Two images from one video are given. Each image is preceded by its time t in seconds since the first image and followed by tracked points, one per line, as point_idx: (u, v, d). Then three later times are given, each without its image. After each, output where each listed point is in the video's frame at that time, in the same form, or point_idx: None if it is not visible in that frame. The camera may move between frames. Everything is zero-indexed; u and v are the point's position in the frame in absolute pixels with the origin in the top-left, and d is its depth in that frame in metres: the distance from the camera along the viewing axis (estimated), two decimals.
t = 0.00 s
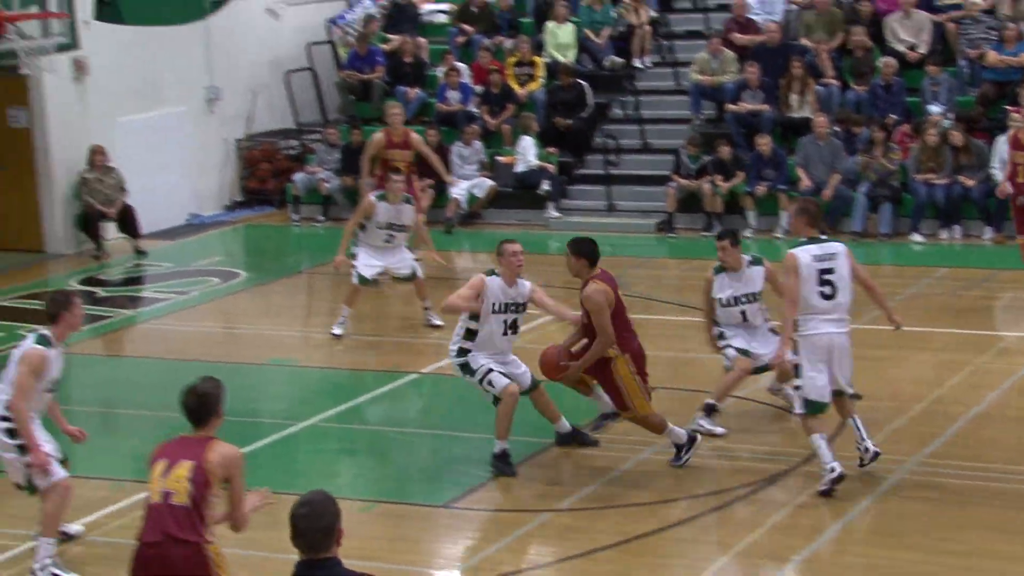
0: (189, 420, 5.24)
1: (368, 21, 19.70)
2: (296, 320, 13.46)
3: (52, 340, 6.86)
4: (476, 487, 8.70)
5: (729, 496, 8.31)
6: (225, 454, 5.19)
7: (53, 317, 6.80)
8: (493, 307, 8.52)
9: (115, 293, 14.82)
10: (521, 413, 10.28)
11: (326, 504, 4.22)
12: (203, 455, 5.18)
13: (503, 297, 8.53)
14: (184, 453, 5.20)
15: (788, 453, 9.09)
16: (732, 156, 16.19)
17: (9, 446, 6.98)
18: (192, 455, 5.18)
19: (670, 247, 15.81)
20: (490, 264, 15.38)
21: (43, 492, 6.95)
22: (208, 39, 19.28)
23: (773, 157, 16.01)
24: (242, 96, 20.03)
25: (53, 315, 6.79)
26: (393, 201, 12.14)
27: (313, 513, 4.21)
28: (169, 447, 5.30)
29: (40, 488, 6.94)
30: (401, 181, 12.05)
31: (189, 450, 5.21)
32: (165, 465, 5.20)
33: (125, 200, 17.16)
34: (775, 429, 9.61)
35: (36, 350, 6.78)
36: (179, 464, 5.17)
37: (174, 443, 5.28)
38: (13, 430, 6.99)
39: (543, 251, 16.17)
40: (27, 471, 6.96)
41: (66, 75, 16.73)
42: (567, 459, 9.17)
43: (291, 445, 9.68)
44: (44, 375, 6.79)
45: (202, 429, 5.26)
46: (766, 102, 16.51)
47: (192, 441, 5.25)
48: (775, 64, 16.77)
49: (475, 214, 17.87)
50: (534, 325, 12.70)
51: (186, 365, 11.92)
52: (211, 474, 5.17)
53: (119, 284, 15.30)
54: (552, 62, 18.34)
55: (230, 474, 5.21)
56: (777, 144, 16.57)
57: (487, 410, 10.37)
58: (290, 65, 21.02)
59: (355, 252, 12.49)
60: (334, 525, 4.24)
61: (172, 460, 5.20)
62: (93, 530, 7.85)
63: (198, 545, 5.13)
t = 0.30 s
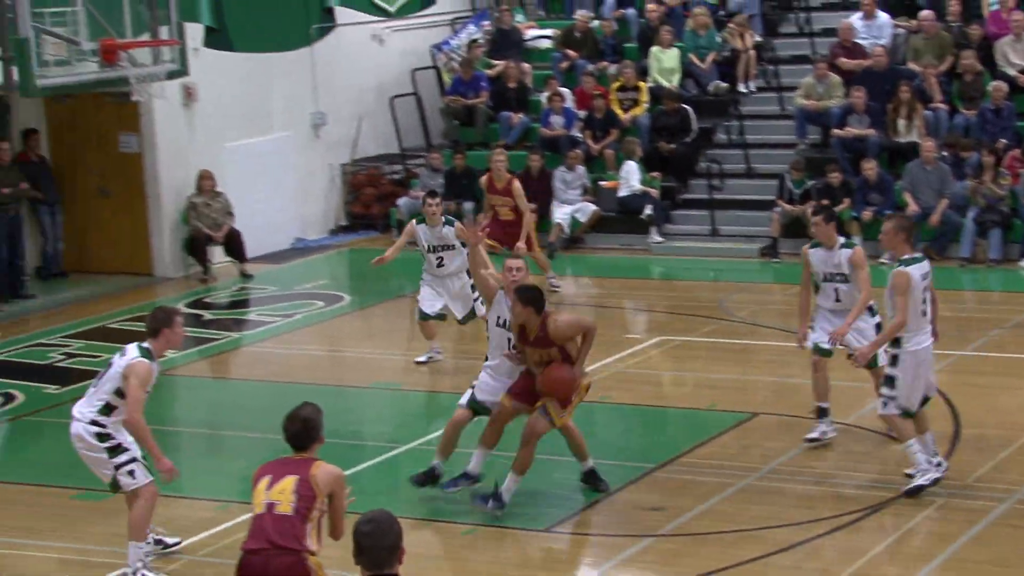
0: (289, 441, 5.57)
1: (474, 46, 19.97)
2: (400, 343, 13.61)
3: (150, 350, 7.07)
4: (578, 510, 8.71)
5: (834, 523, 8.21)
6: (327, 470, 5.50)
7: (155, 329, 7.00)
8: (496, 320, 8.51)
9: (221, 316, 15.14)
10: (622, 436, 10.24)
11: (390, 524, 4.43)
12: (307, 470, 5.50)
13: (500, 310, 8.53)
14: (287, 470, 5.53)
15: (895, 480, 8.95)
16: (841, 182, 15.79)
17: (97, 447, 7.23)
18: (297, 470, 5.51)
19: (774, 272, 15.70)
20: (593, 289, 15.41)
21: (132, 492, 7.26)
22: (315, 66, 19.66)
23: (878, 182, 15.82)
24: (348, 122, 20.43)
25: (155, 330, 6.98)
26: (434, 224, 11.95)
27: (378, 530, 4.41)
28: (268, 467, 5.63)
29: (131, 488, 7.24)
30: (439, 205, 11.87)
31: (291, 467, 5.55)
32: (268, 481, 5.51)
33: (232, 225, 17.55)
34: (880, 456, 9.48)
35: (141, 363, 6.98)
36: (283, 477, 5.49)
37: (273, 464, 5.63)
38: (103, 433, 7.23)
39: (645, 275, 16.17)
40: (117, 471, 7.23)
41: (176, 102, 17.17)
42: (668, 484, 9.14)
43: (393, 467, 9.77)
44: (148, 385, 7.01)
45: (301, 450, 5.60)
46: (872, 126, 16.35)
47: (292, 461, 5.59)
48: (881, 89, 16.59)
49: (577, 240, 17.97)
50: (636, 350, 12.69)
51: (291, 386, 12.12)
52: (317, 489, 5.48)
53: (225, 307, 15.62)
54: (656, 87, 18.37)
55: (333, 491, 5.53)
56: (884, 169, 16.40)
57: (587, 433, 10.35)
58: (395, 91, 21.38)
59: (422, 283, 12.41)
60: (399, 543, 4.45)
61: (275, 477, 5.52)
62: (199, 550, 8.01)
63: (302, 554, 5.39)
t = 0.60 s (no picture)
0: (388, 452, 5.69)
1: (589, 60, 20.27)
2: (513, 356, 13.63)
3: (233, 376, 7.44)
4: (691, 526, 8.59)
5: (955, 543, 8.00)
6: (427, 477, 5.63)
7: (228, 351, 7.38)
8: (514, 308, 8.26)
9: (338, 328, 15.34)
10: (736, 451, 10.10)
11: (477, 531, 4.44)
12: (407, 478, 5.62)
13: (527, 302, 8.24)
14: (389, 479, 5.63)
15: (1019, 500, 8.69)
16: (964, 196, 15.67)
17: (200, 475, 7.53)
18: (400, 479, 5.62)
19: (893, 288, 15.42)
20: (707, 302, 15.28)
21: (243, 505, 7.51)
22: (431, 80, 19.86)
23: (1002, 196, 15.42)
24: (464, 135, 20.60)
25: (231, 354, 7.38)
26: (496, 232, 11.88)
27: (467, 535, 4.42)
28: (367, 477, 5.72)
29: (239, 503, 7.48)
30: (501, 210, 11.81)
31: (393, 478, 5.65)
32: (372, 490, 5.61)
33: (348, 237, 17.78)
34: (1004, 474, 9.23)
35: (227, 388, 7.35)
36: (386, 486, 5.60)
37: (371, 475, 5.72)
38: (203, 462, 7.53)
39: (761, 289, 15.99)
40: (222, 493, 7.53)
41: (295, 116, 17.49)
42: (784, 500, 9.00)
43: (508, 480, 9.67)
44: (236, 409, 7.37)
45: (399, 462, 5.72)
46: (995, 140, 15.96)
47: (392, 471, 5.69)
48: (1005, 100, 16.20)
49: (691, 253, 17.87)
50: (752, 364, 12.54)
51: (405, 398, 12.19)
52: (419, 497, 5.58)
53: (341, 319, 15.83)
54: (773, 100, 18.12)
55: (432, 501, 5.63)
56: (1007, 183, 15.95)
57: (701, 449, 10.21)
58: (511, 105, 21.50)
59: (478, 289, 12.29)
60: (485, 551, 4.45)
61: (377, 486, 5.62)
62: (312, 561, 8.09)
63: (409, 556, 5.44)
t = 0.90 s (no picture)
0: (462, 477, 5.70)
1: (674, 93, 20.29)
2: (595, 387, 13.57)
3: (280, 384, 7.57)
4: (774, 560, 8.46)
5: None
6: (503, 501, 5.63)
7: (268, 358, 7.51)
8: (548, 342, 8.19)
9: (421, 361, 15.42)
10: (820, 485, 9.95)
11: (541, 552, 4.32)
12: (483, 502, 5.63)
13: (560, 337, 8.18)
14: (464, 505, 5.63)
15: None
16: None
17: (246, 482, 7.54)
18: (476, 505, 5.62)
19: (982, 321, 15.15)
20: (792, 335, 15.12)
21: (281, 519, 7.59)
22: (515, 113, 19.98)
23: None
24: (547, 168, 20.68)
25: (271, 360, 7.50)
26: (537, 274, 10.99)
27: (530, 558, 4.30)
28: (443, 502, 5.72)
29: (278, 520, 7.58)
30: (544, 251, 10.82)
31: (469, 502, 5.65)
32: (448, 516, 5.61)
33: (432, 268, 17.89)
34: None
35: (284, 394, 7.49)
36: (464, 512, 5.60)
37: (445, 500, 5.72)
38: (252, 470, 7.58)
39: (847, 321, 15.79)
40: (265, 503, 7.57)
41: (380, 148, 17.69)
42: (870, 535, 8.83)
43: (591, 514, 9.52)
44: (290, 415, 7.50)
45: (473, 487, 5.73)
46: None
47: (467, 496, 5.70)
48: None
49: (777, 285, 17.78)
50: (837, 398, 12.35)
51: (487, 430, 12.20)
52: (496, 522, 5.59)
53: (425, 351, 15.92)
54: (859, 132, 17.97)
55: (509, 524, 5.63)
56: None
57: (786, 483, 10.07)
58: (594, 137, 21.54)
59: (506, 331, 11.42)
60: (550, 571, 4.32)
61: (453, 512, 5.63)
62: None
63: None
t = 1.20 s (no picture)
0: (506, 498, 5.79)
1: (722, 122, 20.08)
2: (640, 416, 13.53)
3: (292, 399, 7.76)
4: None
5: None
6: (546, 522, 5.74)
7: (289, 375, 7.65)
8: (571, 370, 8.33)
9: (468, 389, 15.45)
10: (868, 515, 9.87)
11: None
12: (525, 523, 5.73)
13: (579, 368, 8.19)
14: (506, 527, 5.74)
15: None
16: None
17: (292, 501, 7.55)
18: (520, 527, 5.73)
19: None
20: (841, 364, 15.03)
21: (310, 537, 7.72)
22: (563, 143, 20.05)
23: None
24: (594, 197, 20.73)
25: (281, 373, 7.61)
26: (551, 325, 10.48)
27: None
28: (485, 524, 5.81)
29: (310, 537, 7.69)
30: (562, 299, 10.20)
31: (512, 525, 5.75)
32: (492, 540, 5.71)
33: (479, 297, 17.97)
34: None
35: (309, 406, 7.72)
36: (506, 535, 5.71)
37: (487, 521, 5.82)
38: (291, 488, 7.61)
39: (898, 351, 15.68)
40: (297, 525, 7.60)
41: (428, 177, 17.80)
42: (919, 565, 8.75)
43: (636, 543, 9.50)
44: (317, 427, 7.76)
45: (514, 506, 5.83)
46: None
47: (510, 518, 5.80)
48: None
49: (825, 314, 17.67)
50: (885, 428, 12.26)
51: (532, 457, 12.21)
52: (538, 545, 5.70)
53: (472, 380, 15.96)
54: (907, 161, 17.92)
55: (552, 545, 5.75)
56: None
57: (832, 512, 10.00)
58: (641, 166, 21.58)
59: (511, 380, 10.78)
60: None
61: (496, 535, 5.73)
62: None
63: None
